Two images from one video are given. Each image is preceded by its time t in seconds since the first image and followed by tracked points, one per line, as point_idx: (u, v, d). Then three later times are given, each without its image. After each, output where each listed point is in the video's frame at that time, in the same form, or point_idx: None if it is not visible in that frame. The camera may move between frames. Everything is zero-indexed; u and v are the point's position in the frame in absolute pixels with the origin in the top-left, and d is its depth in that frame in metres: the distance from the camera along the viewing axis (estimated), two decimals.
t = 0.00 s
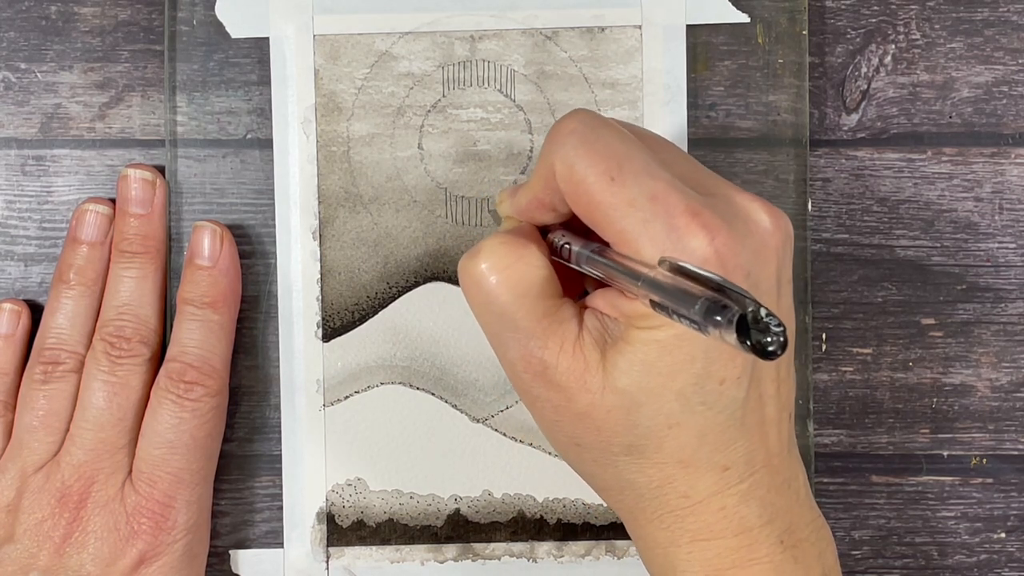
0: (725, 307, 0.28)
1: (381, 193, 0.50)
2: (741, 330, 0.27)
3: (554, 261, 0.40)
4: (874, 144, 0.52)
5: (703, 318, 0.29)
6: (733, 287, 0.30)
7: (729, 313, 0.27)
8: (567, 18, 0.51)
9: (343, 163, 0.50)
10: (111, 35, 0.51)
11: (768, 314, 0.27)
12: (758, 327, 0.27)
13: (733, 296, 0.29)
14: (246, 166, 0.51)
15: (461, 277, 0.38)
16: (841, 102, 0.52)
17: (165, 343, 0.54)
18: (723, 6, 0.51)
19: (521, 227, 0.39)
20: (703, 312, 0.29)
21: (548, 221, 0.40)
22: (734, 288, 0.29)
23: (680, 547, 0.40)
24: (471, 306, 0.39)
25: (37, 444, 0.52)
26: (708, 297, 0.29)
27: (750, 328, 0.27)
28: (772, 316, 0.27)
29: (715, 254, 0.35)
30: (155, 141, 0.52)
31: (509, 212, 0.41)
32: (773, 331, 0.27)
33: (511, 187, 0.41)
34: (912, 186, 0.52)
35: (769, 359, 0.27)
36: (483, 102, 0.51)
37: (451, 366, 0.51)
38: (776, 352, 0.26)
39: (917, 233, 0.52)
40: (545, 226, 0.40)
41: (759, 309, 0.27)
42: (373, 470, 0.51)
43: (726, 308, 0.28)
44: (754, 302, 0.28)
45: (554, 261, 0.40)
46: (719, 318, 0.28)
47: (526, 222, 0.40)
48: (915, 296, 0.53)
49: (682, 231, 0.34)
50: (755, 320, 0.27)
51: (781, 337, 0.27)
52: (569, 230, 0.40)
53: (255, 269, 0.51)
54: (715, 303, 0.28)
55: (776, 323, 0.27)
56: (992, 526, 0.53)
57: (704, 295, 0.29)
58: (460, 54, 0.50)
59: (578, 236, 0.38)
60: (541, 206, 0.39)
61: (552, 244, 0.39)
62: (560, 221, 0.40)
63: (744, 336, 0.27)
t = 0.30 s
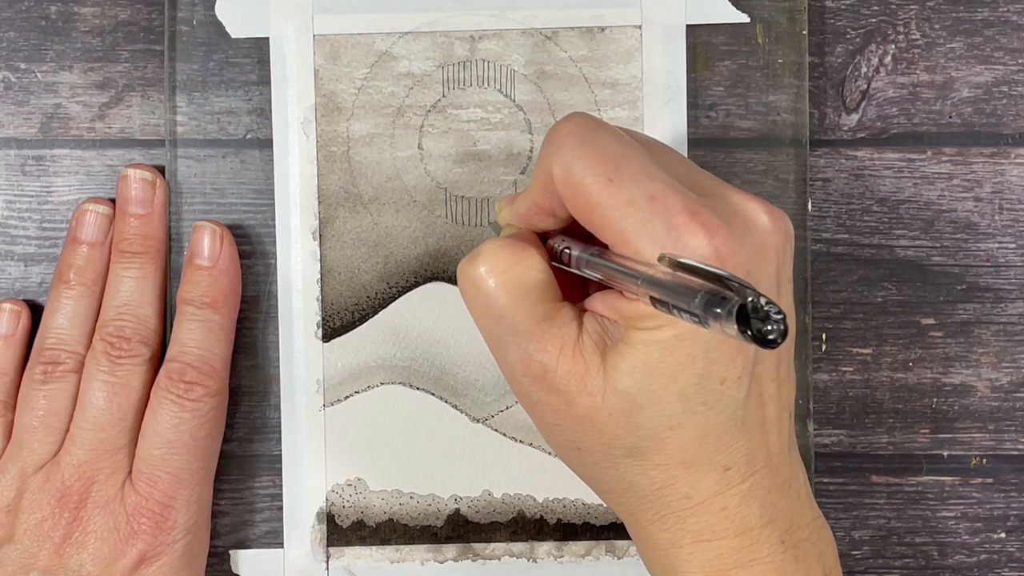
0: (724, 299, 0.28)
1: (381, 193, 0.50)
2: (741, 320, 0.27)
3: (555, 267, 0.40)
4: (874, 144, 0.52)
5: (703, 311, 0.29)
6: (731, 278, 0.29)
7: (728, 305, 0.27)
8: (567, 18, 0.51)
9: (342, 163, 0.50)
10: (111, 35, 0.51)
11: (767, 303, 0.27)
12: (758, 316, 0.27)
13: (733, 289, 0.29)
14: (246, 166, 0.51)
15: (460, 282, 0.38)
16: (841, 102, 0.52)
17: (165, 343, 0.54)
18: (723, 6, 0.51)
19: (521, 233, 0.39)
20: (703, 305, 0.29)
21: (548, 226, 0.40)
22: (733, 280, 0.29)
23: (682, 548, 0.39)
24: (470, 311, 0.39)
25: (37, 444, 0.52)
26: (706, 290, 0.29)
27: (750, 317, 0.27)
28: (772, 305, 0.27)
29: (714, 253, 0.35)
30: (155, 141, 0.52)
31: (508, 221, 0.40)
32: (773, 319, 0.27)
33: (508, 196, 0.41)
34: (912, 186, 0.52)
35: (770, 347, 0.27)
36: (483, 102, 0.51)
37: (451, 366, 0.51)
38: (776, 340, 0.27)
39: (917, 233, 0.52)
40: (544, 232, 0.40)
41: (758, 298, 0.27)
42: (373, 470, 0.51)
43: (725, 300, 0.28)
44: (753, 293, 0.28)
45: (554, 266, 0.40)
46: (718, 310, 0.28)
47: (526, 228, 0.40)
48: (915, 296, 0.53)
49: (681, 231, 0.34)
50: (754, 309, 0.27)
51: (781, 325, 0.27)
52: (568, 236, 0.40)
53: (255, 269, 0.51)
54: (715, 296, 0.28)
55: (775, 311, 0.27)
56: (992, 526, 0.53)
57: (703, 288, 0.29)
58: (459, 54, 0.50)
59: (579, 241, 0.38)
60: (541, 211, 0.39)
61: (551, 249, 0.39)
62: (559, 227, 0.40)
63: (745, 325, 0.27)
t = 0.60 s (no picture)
0: (732, 312, 0.28)
1: (382, 193, 0.50)
2: (748, 337, 0.27)
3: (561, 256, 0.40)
4: (874, 144, 0.52)
5: (709, 321, 0.29)
6: (739, 289, 0.29)
7: (736, 318, 0.27)
8: (567, 18, 0.51)
9: (343, 162, 0.50)
10: (111, 35, 0.51)
11: (775, 320, 0.27)
12: (766, 334, 0.27)
13: (741, 300, 0.28)
14: (245, 166, 0.51)
15: (469, 270, 0.38)
16: (841, 102, 0.52)
17: (165, 343, 0.54)
18: (723, 6, 0.51)
19: (528, 222, 0.39)
20: (709, 315, 0.29)
21: (555, 214, 0.40)
22: (742, 291, 0.29)
23: (679, 547, 0.40)
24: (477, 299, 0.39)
25: (37, 444, 0.52)
26: (714, 300, 0.29)
27: (757, 335, 0.27)
28: (780, 323, 0.27)
29: (723, 257, 0.35)
30: (155, 141, 0.52)
31: (516, 205, 0.41)
32: (780, 337, 0.27)
33: (518, 180, 0.41)
34: (912, 186, 0.52)
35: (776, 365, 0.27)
36: (483, 102, 0.51)
37: (452, 366, 0.51)
38: (783, 359, 0.26)
39: (917, 233, 0.52)
40: (550, 219, 0.40)
41: (767, 315, 0.27)
42: (373, 470, 0.51)
43: (733, 313, 0.28)
44: (761, 307, 0.28)
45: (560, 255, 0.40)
46: (725, 323, 0.28)
47: (534, 215, 0.40)
48: (914, 296, 0.53)
49: (691, 232, 0.34)
50: (762, 326, 0.27)
51: (789, 344, 0.26)
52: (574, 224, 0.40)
53: (256, 269, 0.51)
54: (722, 308, 0.28)
55: (784, 330, 0.27)
56: (991, 525, 0.53)
57: (711, 297, 0.29)
58: (460, 54, 0.50)
59: (584, 230, 0.38)
60: (549, 200, 0.38)
61: (558, 236, 0.39)
62: (566, 215, 0.40)
63: (751, 343, 0.27)
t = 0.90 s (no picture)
0: (726, 314, 0.28)
1: (382, 193, 0.50)
2: (741, 340, 0.27)
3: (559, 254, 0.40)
4: (874, 144, 0.52)
5: (703, 323, 0.29)
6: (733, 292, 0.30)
7: (730, 321, 0.27)
8: (567, 18, 0.51)
9: (343, 162, 0.50)
10: (111, 35, 0.51)
11: (768, 324, 0.27)
12: (759, 338, 0.27)
13: (735, 304, 0.28)
14: (246, 166, 0.51)
15: (467, 269, 0.38)
16: (841, 102, 0.52)
17: (165, 343, 0.54)
18: (723, 6, 0.51)
19: (528, 221, 0.39)
20: (703, 317, 0.29)
21: (553, 213, 0.40)
22: (736, 295, 0.29)
23: (677, 546, 0.40)
24: (475, 297, 0.39)
25: (37, 444, 0.52)
26: (709, 302, 0.29)
27: (750, 338, 0.27)
28: (773, 326, 0.27)
29: (719, 257, 0.35)
30: (155, 141, 0.52)
31: (516, 204, 0.41)
32: (773, 341, 0.27)
33: (518, 178, 0.41)
34: (912, 186, 0.52)
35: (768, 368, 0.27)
36: (483, 102, 0.51)
37: (452, 366, 0.51)
38: (775, 363, 0.27)
39: (917, 233, 0.52)
40: (550, 218, 0.40)
41: (760, 319, 0.27)
42: (373, 470, 0.51)
43: (727, 315, 0.28)
44: (754, 310, 0.28)
45: (559, 254, 0.40)
46: (718, 325, 0.28)
47: (533, 214, 0.40)
48: (915, 296, 0.53)
49: (687, 232, 0.34)
50: (756, 330, 0.27)
51: (781, 348, 0.27)
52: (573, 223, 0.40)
53: (255, 269, 0.51)
54: (716, 310, 0.28)
55: (777, 334, 0.27)
56: (992, 525, 0.53)
57: (706, 299, 0.29)
58: (460, 54, 0.50)
59: (583, 229, 0.38)
60: (547, 198, 0.39)
61: (557, 236, 0.39)
62: (565, 214, 0.40)
63: (744, 345, 0.27)
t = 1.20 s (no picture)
0: (728, 301, 0.28)
1: (382, 193, 0.50)
2: (744, 324, 0.27)
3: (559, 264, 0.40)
4: (874, 144, 0.52)
5: (706, 312, 0.29)
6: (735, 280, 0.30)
7: (732, 307, 0.27)
8: (567, 18, 0.51)
9: (343, 162, 0.50)
10: (111, 35, 0.51)
11: (771, 306, 0.27)
12: (762, 320, 0.27)
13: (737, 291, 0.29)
14: (246, 166, 0.51)
15: (466, 276, 0.38)
16: (841, 102, 0.52)
17: (165, 343, 0.54)
18: (722, 6, 0.51)
19: (527, 230, 0.39)
20: (706, 307, 0.29)
21: (552, 224, 0.40)
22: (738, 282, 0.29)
23: (682, 547, 0.40)
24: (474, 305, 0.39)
25: (37, 444, 0.52)
26: (711, 291, 0.29)
27: (754, 321, 0.27)
28: (775, 308, 0.27)
29: (719, 254, 0.34)
30: (155, 141, 0.52)
31: (515, 218, 0.41)
32: (776, 322, 0.27)
33: (514, 193, 0.41)
34: (912, 186, 0.52)
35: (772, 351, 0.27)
36: (483, 102, 0.51)
37: (452, 366, 0.51)
38: (779, 344, 0.27)
39: (917, 233, 0.52)
40: (549, 229, 0.40)
41: (762, 301, 0.27)
42: (373, 470, 0.51)
43: (729, 303, 0.28)
44: (757, 297, 0.28)
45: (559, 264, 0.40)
46: (722, 313, 0.28)
47: (531, 224, 0.40)
48: (915, 296, 0.53)
49: (686, 231, 0.34)
50: (758, 312, 0.27)
51: (784, 328, 0.27)
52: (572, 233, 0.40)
53: (255, 269, 0.51)
54: (719, 298, 0.28)
55: (780, 315, 0.27)
56: (992, 526, 0.53)
57: (708, 290, 0.29)
58: (459, 54, 0.50)
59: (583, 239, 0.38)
60: (546, 209, 0.39)
61: (557, 247, 0.39)
62: (563, 224, 0.40)
63: (748, 329, 0.27)
